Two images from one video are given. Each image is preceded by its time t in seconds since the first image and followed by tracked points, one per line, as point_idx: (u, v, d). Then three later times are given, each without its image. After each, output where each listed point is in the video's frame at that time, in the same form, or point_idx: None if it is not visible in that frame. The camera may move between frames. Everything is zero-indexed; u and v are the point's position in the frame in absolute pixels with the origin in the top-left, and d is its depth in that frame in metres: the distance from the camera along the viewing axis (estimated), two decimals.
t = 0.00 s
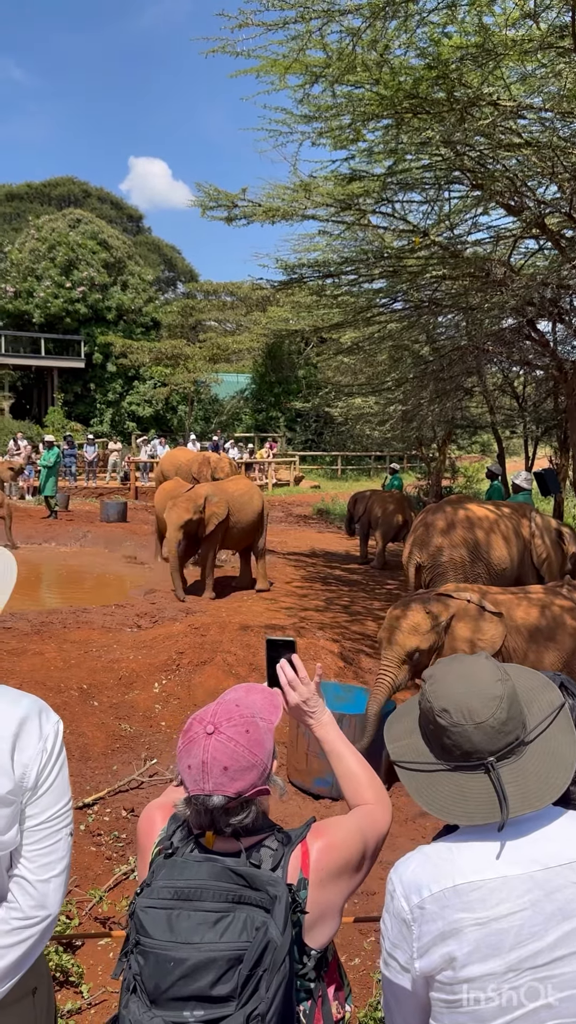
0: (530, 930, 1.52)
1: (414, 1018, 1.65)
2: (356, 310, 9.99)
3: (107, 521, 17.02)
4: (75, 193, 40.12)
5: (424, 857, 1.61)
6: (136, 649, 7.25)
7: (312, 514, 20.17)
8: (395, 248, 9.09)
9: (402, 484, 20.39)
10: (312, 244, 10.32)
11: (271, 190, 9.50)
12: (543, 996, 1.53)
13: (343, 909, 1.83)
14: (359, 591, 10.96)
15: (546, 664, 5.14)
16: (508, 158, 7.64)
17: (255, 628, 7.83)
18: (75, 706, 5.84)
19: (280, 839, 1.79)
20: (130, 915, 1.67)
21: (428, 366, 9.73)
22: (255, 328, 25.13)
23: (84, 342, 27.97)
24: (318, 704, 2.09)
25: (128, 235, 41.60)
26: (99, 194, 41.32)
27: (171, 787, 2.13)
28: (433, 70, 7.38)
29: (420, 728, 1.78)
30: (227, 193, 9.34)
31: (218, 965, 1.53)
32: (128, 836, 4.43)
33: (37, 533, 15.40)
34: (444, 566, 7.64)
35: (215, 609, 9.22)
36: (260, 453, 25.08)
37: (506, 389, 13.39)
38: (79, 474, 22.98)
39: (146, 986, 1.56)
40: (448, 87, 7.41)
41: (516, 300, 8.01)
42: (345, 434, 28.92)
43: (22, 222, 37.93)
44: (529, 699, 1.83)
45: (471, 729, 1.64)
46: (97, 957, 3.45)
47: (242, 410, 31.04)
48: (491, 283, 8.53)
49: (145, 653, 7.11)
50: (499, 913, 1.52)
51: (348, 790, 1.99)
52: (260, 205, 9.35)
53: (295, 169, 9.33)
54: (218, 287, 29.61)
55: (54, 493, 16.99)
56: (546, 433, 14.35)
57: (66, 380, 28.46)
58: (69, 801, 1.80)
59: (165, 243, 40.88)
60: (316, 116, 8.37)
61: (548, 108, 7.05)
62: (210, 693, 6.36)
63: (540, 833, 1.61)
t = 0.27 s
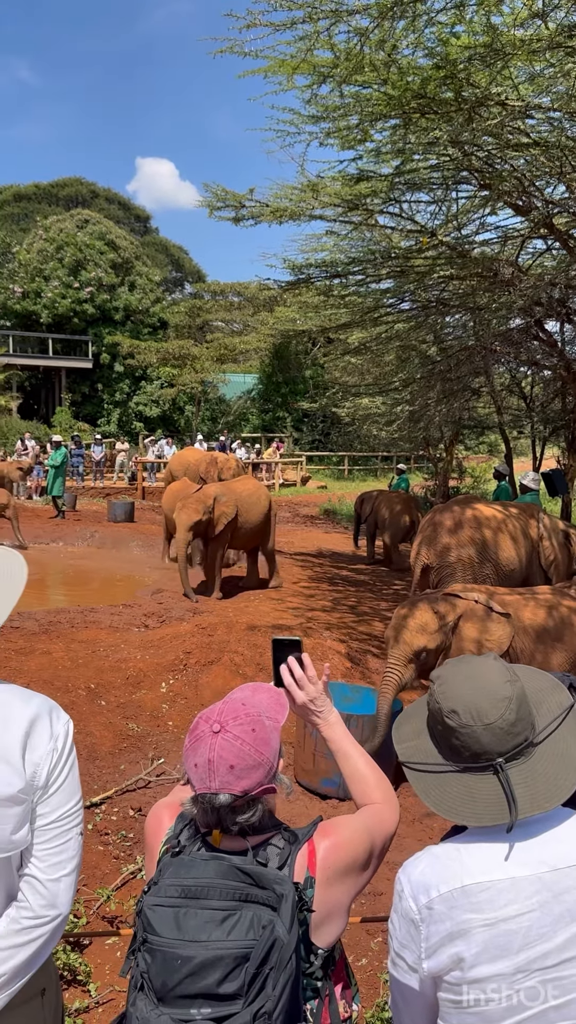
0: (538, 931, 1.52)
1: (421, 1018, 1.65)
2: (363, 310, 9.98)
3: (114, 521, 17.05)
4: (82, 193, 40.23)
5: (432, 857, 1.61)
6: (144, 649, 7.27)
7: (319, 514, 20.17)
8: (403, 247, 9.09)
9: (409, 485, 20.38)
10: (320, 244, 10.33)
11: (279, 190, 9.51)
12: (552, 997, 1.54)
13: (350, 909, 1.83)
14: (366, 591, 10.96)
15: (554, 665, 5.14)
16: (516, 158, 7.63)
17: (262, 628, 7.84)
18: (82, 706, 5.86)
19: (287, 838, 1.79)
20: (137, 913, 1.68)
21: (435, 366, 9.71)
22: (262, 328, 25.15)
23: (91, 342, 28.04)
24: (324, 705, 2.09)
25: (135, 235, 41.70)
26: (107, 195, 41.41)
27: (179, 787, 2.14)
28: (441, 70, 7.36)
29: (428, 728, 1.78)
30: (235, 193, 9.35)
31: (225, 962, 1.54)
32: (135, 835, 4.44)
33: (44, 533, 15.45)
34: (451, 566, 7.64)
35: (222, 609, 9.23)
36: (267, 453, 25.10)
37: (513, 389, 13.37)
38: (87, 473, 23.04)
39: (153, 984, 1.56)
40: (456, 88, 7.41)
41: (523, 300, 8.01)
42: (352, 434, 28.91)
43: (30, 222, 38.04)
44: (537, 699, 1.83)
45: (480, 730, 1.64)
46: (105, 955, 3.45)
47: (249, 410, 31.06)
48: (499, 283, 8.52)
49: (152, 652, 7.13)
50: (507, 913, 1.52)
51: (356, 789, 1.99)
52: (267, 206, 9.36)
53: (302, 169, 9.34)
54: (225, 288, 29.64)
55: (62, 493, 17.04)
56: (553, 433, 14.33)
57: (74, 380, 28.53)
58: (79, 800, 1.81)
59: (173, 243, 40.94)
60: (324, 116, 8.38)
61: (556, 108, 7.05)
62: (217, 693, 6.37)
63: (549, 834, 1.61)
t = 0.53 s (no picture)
0: (545, 932, 1.52)
1: (428, 1018, 1.65)
2: (370, 310, 9.97)
3: (121, 521, 17.07)
4: (89, 194, 40.32)
5: (439, 857, 1.61)
6: (151, 649, 7.28)
7: (326, 514, 20.17)
8: (410, 247, 9.08)
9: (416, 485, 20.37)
10: (327, 244, 10.32)
11: (286, 190, 9.51)
12: (560, 997, 1.54)
13: (355, 909, 1.83)
14: (372, 592, 10.96)
15: (561, 665, 5.12)
16: (524, 158, 7.62)
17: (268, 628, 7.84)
18: (89, 705, 5.86)
19: (292, 837, 1.79)
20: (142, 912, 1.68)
21: (443, 367, 9.67)
22: (268, 328, 25.17)
23: (98, 343, 28.11)
24: (331, 703, 2.09)
25: (142, 235, 41.78)
26: (113, 196, 41.52)
27: (185, 787, 2.14)
28: (448, 70, 7.36)
29: (435, 728, 1.78)
30: (241, 193, 9.35)
31: (230, 961, 1.54)
32: (142, 835, 4.44)
33: (51, 533, 15.49)
34: (458, 567, 7.63)
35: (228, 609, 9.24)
36: (273, 453, 25.11)
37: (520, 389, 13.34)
38: (94, 473, 23.09)
39: (158, 982, 1.56)
40: (463, 88, 7.39)
41: (530, 300, 8.00)
42: (359, 435, 28.89)
43: (37, 222, 38.15)
44: (545, 701, 1.83)
45: (487, 730, 1.64)
46: (111, 955, 3.46)
47: (255, 410, 31.07)
48: (506, 283, 8.51)
49: (158, 652, 7.14)
50: (514, 914, 1.52)
51: (361, 789, 1.99)
52: (274, 206, 9.36)
53: (309, 169, 9.34)
54: (231, 288, 29.66)
55: (69, 493, 17.08)
56: (561, 433, 14.30)
57: (81, 380, 28.61)
58: (86, 803, 1.81)
59: (179, 244, 41.00)
60: (331, 116, 8.37)
61: (564, 107, 7.03)
62: (224, 693, 6.37)
63: (557, 835, 1.60)
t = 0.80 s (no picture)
0: (552, 933, 1.52)
1: (433, 1018, 1.64)
2: (376, 311, 9.96)
3: (127, 522, 17.10)
4: (96, 195, 40.41)
5: (445, 858, 1.61)
6: (157, 648, 7.30)
7: (332, 514, 20.17)
8: (416, 247, 9.07)
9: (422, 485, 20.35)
10: (333, 244, 10.32)
11: (292, 190, 9.52)
12: (566, 998, 1.54)
13: (360, 911, 1.83)
14: (378, 592, 10.95)
15: (568, 666, 5.11)
16: (530, 158, 7.61)
17: (274, 628, 7.85)
18: (95, 705, 5.88)
19: (297, 837, 1.79)
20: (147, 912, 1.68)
21: (449, 367, 9.63)
22: (274, 329, 25.19)
23: (105, 343, 28.18)
24: (343, 710, 2.08)
25: (149, 235, 41.84)
26: (120, 197, 41.66)
27: (190, 785, 2.14)
28: (454, 71, 7.35)
29: (442, 729, 1.78)
30: (248, 193, 9.35)
31: (235, 963, 1.54)
32: (148, 835, 4.44)
33: (58, 533, 15.53)
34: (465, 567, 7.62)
35: (235, 609, 9.25)
36: (279, 453, 25.13)
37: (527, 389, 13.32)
38: (100, 473, 23.14)
39: (163, 983, 1.57)
40: (470, 88, 7.37)
41: (537, 300, 7.99)
42: (365, 435, 28.89)
43: (45, 223, 38.27)
44: (552, 702, 1.83)
45: (494, 731, 1.63)
46: (117, 954, 3.46)
47: (261, 410, 31.09)
48: (513, 282, 8.49)
49: (164, 652, 7.15)
50: (520, 916, 1.52)
51: (368, 796, 1.98)
52: (280, 206, 9.36)
53: (316, 169, 9.34)
54: (238, 288, 29.68)
55: (75, 493, 17.12)
56: (567, 434, 14.26)
57: (88, 381, 28.68)
58: (92, 806, 1.81)
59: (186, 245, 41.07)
60: (338, 116, 8.36)
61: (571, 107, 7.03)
62: (230, 693, 6.38)
63: (563, 837, 1.60)
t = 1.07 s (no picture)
0: (560, 937, 1.52)
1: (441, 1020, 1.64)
2: (382, 311, 9.95)
3: (134, 522, 17.11)
4: (103, 196, 40.49)
5: (452, 861, 1.61)
6: (163, 649, 7.31)
7: (337, 515, 20.18)
8: (423, 248, 9.07)
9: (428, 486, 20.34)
10: (339, 245, 10.32)
11: (298, 191, 9.52)
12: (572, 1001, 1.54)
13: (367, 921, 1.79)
14: (384, 593, 10.95)
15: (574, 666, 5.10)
16: (537, 158, 7.60)
17: (281, 628, 7.85)
18: (102, 705, 5.89)
19: (304, 840, 1.79)
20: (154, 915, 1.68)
21: (455, 367, 9.61)
22: (281, 329, 25.20)
23: (111, 344, 28.23)
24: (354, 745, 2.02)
25: (155, 236, 41.92)
26: (126, 198, 41.74)
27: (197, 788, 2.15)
28: (461, 70, 7.34)
29: (449, 732, 1.77)
30: (254, 194, 9.36)
31: (242, 966, 1.54)
32: (154, 836, 4.45)
33: (64, 533, 15.56)
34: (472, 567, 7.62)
35: (241, 609, 9.25)
36: (285, 454, 25.13)
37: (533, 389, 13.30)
38: (106, 474, 23.19)
39: (170, 987, 1.57)
40: (476, 88, 7.35)
41: (543, 301, 7.98)
42: (370, 435, 28.87)
43: (51, 225, 38.37)
44: (559, 705, 1.82)
45: (502, 734, 1.63)
46: (124, 954, 3.46)
47: (267, 411, 31.11)
48: (519, 282, 8.48)
49: (171, 652, 7.16)
50: (529, 919, 1.52)
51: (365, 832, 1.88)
52: (286, 207, 9.36)
53: (322, 170, 9.34)
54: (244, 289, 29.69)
55: (81, 493, 17.16)
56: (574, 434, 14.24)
57: (94, 381, 28.75)
58: (100, 808, 1.82)
59: (192, 246, 41.14)
60: (344, 117, 8.36)
61: None
62: (236, 693, 6.39)
63: (571, 841, 1.60)
